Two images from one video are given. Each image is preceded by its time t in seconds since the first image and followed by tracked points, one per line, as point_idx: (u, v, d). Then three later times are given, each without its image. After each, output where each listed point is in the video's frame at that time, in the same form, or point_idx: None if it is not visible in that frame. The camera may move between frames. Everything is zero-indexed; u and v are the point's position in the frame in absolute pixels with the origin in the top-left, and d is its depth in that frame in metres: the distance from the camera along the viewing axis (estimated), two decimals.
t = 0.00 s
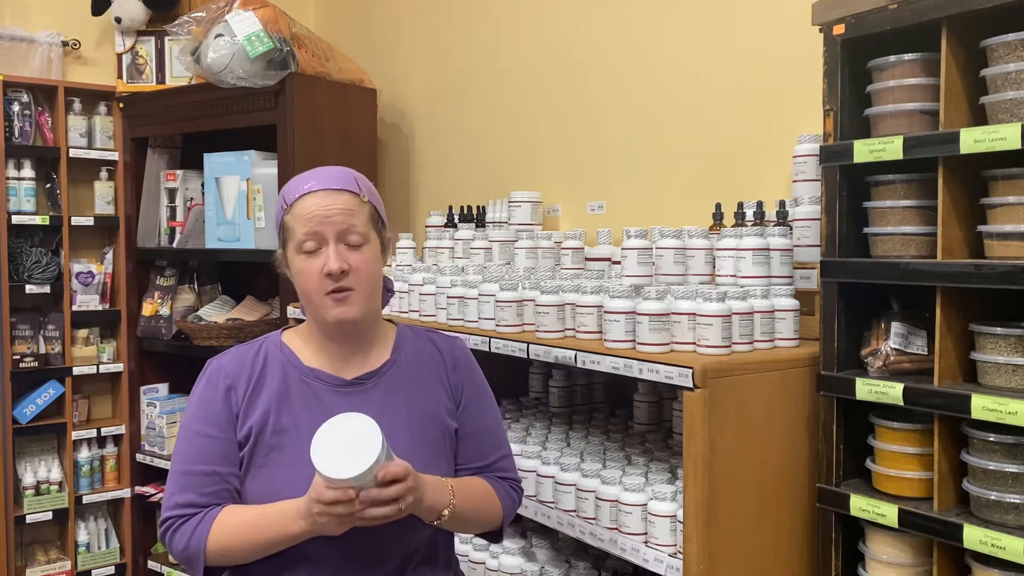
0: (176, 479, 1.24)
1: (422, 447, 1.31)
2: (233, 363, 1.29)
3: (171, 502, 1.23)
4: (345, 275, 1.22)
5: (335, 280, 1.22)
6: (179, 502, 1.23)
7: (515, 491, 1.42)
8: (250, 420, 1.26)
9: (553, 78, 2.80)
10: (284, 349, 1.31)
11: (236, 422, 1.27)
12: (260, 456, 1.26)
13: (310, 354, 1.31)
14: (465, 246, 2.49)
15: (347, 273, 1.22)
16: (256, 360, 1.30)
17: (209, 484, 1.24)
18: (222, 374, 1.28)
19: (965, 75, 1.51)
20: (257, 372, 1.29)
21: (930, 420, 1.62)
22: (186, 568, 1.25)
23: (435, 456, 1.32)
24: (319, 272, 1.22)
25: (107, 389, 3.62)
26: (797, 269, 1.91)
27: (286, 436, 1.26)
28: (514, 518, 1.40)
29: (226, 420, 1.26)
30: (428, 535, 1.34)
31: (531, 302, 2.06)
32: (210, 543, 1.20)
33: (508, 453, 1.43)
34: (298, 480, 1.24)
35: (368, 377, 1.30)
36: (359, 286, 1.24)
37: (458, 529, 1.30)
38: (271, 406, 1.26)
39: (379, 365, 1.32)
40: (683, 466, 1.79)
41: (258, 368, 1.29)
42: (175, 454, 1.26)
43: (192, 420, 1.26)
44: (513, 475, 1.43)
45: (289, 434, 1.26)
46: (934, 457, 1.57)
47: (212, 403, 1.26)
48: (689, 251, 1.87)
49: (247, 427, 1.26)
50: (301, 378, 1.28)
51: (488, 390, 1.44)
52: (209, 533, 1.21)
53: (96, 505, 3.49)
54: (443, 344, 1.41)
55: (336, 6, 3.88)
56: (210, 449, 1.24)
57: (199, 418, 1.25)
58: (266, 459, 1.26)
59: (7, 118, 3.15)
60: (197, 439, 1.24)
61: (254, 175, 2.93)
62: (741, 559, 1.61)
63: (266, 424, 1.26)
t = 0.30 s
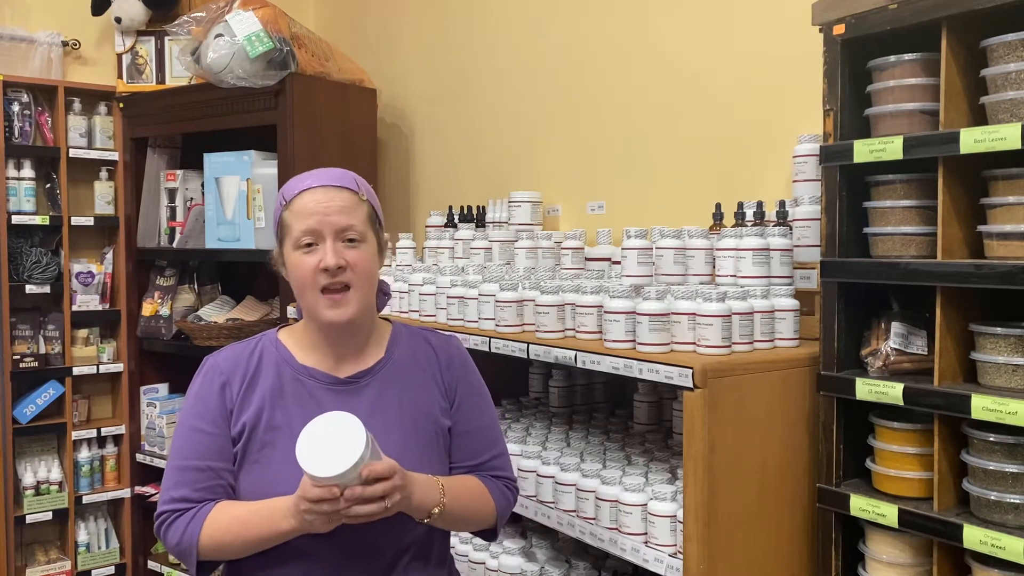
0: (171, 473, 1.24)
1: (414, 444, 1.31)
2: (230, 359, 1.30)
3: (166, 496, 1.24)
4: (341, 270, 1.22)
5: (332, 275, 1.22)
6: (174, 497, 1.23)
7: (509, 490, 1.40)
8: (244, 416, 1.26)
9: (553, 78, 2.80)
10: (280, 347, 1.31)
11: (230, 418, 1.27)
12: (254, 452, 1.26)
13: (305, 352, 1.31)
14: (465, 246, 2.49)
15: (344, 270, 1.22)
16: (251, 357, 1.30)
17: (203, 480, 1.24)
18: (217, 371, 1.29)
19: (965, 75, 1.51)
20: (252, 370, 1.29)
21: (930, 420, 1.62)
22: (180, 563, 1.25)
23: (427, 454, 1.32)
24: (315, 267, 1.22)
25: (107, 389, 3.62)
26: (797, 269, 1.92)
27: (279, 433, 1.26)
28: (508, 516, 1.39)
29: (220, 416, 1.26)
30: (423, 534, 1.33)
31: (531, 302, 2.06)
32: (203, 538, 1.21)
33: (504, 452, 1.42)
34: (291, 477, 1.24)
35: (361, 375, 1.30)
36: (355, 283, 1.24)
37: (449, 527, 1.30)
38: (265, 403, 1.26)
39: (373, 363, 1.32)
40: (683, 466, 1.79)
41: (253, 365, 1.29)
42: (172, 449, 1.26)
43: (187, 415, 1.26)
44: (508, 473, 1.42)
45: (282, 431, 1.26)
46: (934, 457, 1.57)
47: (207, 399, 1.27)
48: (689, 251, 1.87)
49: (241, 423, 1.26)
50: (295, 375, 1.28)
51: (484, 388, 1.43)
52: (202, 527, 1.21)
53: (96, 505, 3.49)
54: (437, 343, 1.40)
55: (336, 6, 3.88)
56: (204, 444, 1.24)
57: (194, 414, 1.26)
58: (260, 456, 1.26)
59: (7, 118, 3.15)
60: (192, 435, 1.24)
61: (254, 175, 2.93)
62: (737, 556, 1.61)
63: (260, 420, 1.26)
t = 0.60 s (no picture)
0: (171, 473, 1.24)
1: (412, 439, 1.31)
2: (227, 358, 1.30)
3: (166, 496, 1.24)
4: (340, 263, 1.23)
5: (330, 268, 1.22)
6: (174, 496, 1.23)
7: (508, 483, 1.41)
8: (242, 414, 1.26)
9: (553, 78, 2.80)
10: (277, 346, 1.32)
11: (228, 417, 1.27)
12: (251, 450, 1.26)
13: (303, 350, 1.31)
14: (465, 246, 2.49)
15: (343, 262, 1.23)
16: (249, 356, 1.30)
17: (202, 478, 1.23)
18: (214, 370, 1.29)
19: (965, 75, 1.51)
20: (250, 368, 1.29)
21: (930, 420, 1.62)
22: (181, 562, 1.25)
23: (426, 448, 1.32)
24: (314, 259, 1.22)
25: (107, 389, 3.62)
26: (797, 269, 1.92)
27: (276, 431, 1.26)
28: (508, 510, 1.39)
29: (218, 415, 1.26)
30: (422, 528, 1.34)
31: (531, 302, 2.06)
32: (203, 536, 1.20)
33: (501, 445, 1.43)
34: (289, 474, 1.24)
35: (358, 372, 1.30)
36: (352, 277, 1.24)
37: (448, 520, 1.30)
38: (262, 401, 1.26)
39: (370, 359, 1.32)
40: (683, 466, 1.79)
41: (249, 364, 1.29)
42: (171, 449, 1.26)
43: (185, 415, 1.26)
44: (506, 466, 1.42)
45: (279, 428, 1.26)
46: (934, 457, 1.57)
47: (205, 398, 1.27)
48: (689, 251, 1.87)
49: (239, 421, 1.26)
50: (292, 373, 1.29)
51: (480, 383, 1.43)
52: (201, 526, 1.20)
53: (96, 505, 3.49)
54: (434, 339, 1.41)
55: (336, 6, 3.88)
56: (203, 443, 1.24)
57: (192, 413, 1.26)
58: (259, 454, 1.26)
59: (7, 118, 3.15)
60: (190, 434, 1.24)
61: (254, 175, 2.93)
62: (737, 555, 1.61)
63: (257, 418, 1.26)
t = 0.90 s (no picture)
0: (181, 467, 1.24)
1: (417, 432, 1.30)
2: (236, 353, 1.30)
3: (176, 489, 1.23)
4: (348, 277, 1.22)
5: (338, 281, 1.22)
6: (184, 489, 1.22)
7: (515, 475, 1.39)
8: (252, 407, 1.26)
9: (553, 77, 2.80)
10: (286, 342, 1.31)
11: (238, 410, 1.27)
12: (261, 443, 1.26)
13: (311, 347, 1.31)
14: (465, 246, 2.49)
15: (351, 276, 1.22)
16: (258, 350, 1.30)
17: (212, 471, 1.23)
18: (224, 365, 1.29)
19: (965, 75, 1.51)
20: (259, 363, 1.29)
21: (930, 420, 1.62)
22: (189, 557, 1.24)
23: (431, 440, 1.31)
24: (322, 272, 1.21)
25: (107, 389, 3.62)
26: (797, 269, 1.92)
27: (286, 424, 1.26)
28: (515, 503, 1.38)
29: (228, 408, 1.26)
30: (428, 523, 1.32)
31: (531, 302, 2.06)
32: (211, 528, 1.19)
33: (507, 439, 1.42)
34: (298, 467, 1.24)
35: (366, 367, 1.30)
36: (360, 290, 1.24)
37: (454, 510, 1.28)
38: (272, 394, 1.26)
39: (378, 355, 1.32)
40: (683, 466, 1.79)
41: (259, 359, 1.29)
42: (181, 443, 1.26)
43: (196, 409, 1.26)
44: (513, 459, 1.41)
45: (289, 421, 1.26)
46: (934, 457, 1.57)
47: (214, 391, 1.27)
48: (689, 251, 1.87)
49: (249, 414, 1.26)
50: (301, 368, 1.29)
51: (484, 377, 1.43)
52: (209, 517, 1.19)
53: (96, 505, 3.49)
54: (438, 335, 1.41)
55: (336, 6, 3.88)
56: (213, 436, 1.24)
57: (202, 407, 1.26)
58: (268, 447, 1.26)
59: (7, 118, 3.15)
60: (200, 427, 1.24)
61: (254, 175, 2.93)
62: (738, 551, 1.61)
63: (267, 411, 1.26)
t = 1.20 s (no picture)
0: (196, 469, 1.24)
1: (426, 431, 1.30)
2: (248, 355, 1.30)
3: (191, 492, 1.23)
4: (362, 283, 1.22)
5: (351, 287, 1.22)
6: (199, 491, 1.23)
7: (524, 477, 1.39)
8: (264, 408, 1.26)
9: (553, 77, 2.80)
10: (298, 343, 1.32)
11: (251, 411, 1.27)
12: (273, 443, 1.26)
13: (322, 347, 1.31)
14: (465, 246, 2.49)
15: (364, 282, 1.22)
16: (270, 352, 1.30)
17: (225, 472, 1.23)
18: (236, 366, 1.29)
19: (965, 75, 1.51)
20: (271, 364, 1.29)
21: (930, 420, 1.62)
22: (206, 559, 1.25)
23: (440, 441, 1.31)
24: (336, 280, 1.21)
25: (107, 390, 3.62)
26: (797, 269, 1.92)
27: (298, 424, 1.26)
28: (523, 505, 1.37)
29: (241, 409, 1.26)
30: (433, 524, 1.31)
31: (531, 302, 2.06)
32: (226, 529, 1.19)
33: (517, 440, 1.41)
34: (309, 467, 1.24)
35: (379, 367, 1.30)
36: (373, 295, 1.24)
37: (461, 509, 1.27)
38: (284, 395, 1.26)
39: (390, 355, 1.32)
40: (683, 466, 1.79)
41: (271, 360, 1.29)
42: (195, 445, 1.26)
43: (208, 411, 1.26)
44: (522, 461, 1.40)
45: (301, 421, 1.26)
46: (934, 457, 1.57)
47: (227, 393, 1.27)
48: (689, 251, 1.87)
49: (261, 415, 1.26)
50: (312, 369, 1.29)
51: (495, 378, 1.43)
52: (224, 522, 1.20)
53: (96, 505, 3.49)
54: (450, 334, 1.41)
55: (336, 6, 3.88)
56: (226, 438, 1.24)
57: (215, 409, 1.26)
58: (281, 447, 1.25)
59: (7, 118, 3.15)
60: (213, 430, 1.24)
61: (254, 175, 2.93)
62: (741, 553, 1.61)
63: (279, 411, 1.26)
